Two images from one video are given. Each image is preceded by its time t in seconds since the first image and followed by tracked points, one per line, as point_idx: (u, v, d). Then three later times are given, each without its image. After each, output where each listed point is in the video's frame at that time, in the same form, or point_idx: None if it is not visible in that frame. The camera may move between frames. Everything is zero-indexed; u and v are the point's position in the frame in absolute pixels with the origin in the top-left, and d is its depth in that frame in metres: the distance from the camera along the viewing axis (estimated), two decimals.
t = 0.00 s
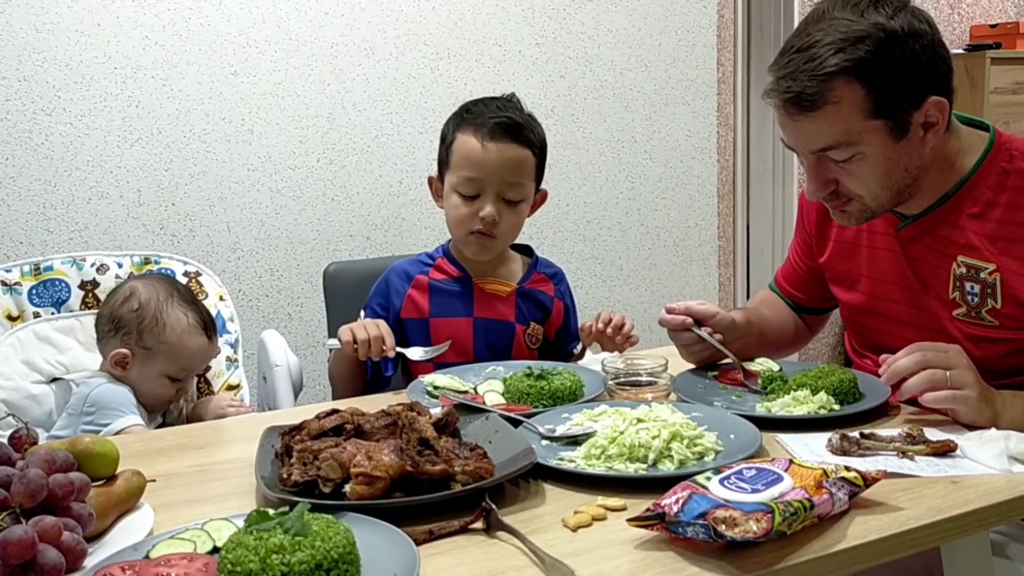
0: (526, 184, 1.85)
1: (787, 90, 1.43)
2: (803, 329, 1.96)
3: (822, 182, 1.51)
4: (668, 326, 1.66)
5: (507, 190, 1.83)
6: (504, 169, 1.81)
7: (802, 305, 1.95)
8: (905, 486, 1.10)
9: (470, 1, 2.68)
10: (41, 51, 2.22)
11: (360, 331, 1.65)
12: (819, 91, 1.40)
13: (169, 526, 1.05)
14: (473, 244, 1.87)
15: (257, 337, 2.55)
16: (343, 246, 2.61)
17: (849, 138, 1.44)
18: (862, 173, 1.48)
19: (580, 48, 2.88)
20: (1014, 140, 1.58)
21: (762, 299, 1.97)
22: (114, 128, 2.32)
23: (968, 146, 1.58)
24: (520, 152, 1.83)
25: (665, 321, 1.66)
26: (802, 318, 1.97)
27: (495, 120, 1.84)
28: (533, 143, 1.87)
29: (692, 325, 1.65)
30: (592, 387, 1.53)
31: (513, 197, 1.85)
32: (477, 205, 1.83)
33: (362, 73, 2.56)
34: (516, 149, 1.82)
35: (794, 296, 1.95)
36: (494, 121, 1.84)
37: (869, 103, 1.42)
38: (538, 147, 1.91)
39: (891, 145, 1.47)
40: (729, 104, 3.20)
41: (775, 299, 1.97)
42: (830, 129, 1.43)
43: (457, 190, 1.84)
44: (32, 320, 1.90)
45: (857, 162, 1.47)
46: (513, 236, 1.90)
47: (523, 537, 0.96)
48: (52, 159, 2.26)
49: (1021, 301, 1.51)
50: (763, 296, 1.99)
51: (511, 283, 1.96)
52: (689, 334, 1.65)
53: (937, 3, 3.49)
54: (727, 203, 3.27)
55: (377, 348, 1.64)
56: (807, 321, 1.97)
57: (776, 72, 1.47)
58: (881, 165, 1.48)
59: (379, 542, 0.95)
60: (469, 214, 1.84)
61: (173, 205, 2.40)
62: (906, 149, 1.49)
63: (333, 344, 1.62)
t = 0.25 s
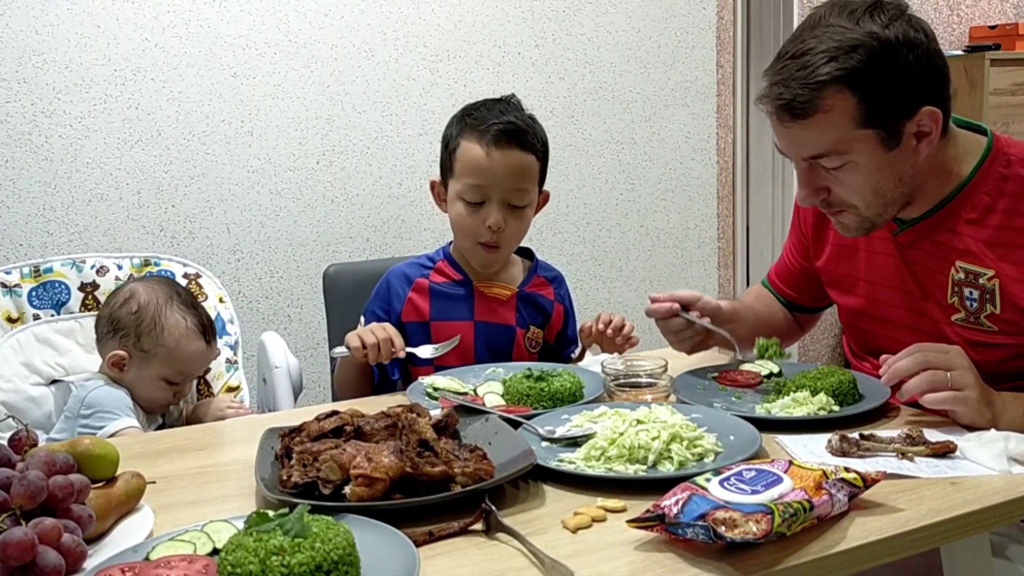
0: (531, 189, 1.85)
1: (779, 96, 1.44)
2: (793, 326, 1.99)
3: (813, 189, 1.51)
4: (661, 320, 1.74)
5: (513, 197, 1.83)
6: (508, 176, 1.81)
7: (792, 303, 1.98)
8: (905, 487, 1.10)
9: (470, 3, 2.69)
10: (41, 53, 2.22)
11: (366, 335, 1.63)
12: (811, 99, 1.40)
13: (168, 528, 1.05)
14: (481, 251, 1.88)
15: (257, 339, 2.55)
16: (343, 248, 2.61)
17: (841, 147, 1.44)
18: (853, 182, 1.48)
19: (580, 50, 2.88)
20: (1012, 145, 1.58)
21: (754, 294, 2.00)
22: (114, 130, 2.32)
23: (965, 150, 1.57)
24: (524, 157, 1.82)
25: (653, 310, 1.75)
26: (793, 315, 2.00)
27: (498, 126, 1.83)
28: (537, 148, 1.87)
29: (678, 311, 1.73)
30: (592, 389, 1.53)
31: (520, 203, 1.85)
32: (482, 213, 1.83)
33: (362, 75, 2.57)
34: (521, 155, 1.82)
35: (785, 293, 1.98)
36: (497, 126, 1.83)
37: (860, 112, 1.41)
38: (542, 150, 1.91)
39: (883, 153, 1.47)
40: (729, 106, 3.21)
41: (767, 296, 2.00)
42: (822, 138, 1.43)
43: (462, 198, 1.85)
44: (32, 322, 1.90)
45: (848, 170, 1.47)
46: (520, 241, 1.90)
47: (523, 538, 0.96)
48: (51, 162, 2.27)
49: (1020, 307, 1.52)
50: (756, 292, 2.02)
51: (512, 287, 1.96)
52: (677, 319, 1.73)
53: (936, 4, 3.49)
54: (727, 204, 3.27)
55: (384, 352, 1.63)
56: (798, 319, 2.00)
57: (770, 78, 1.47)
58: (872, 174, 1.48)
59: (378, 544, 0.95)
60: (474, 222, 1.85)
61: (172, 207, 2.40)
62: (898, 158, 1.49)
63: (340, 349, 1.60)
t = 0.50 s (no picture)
0: (529, 185, 1.85)
1: (763, 98, 1.45)
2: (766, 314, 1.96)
3: (796, 192, 1.51)
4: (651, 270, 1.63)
5: (510, 192, 1.83)
6: (506, 171, 1.81)
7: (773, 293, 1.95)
8: (905, 488, 1.10)
9: (470, 5, 2.69)
10: (41, 55, 2.22)
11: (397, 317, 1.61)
12: (793, 101, 1.41)
13: (168, 530, 1.05)
14: (483, 248, 1.88)
15: (256, 340, 2.55)
16: (343, 249, 2.61)
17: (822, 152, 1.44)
18: (835, 186, 1.48)
19: (580, 51, 2.89)
20: (1006, 149, 1.59)
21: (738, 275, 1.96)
22: (114, 131, 2.32)
23: (960, 156, 1.58)
24: (520, 152, 1.83)
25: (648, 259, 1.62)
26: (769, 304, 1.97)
27: (494, 122, 1.84)
28: (533, 143, 1.87)
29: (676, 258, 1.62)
30: (592, 390, 1.53)
31: (518, 198, 1.85)
32: (482, 209, 1.84)
33: (362, 76, 2.57)
34: (516, 150, 1.83)
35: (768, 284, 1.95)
36: (493, 123, 1.84)
37: (843, 116, 1.42)
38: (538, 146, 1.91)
39: (865, 159, 1.47)
40: (728, 107, 3.21)
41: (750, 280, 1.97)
42: (804, 140, 1.44)
43: (460, 196, 1.85)
44: (32, 323, 1.90)
45: (829, 174, 1.47)
46: (521, 237, 1.90)
47: (523, 539, 0.96)
48: (52, 163, 2.27)
49: (1018, 311, 1.52)
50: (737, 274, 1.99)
51: (514, 288, 1.96)
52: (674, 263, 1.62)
53: (936, 5, 3.49)
54: (727, 205, 3.27)
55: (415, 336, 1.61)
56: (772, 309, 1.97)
57: (757, 80, 1.49)
58: (854, 179, 1.48)
59: (378, 546, 0.95)
60: (474, 219, 1.85)
61: (173, 208, 2.40)
62: (880, 164, 1.49)
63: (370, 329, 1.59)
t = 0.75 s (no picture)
0: (533, 181, 1.88)
1: (754, 87, 1.47)
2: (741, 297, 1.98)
3: (772, 183, 1.54)
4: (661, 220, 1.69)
5: (517, 186, 1.86)
6: (513, 165, 1.84)
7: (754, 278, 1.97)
8: (904, 490, 1.10)
9: (469, 7, 2.69)
10: (41, 57, 2.23)
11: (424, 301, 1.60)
12: (780, 91, 1.44)
13: (168, 532, 1.05)
14: (484, 245, 1.88)
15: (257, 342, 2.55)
16: (342, 251, 2.61)
17: (800, 144, 1.47)
18: (809, 182, 1.50)
19: (579, 53, 2.89)
20: (1003, 152, 1.59)
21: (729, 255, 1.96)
22: (114, 133, 2.32)
23: (957, 164, 1.58)
24: (526, 148, 1.86)
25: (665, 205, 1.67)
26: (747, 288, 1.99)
27: (502, 118, 1.87)
28: (538, 142, 1.90)
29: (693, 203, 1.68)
30: (591, 392, 1.53)
31: (523, 194, 1.87)
32: (488, 202, 1.84)
33: (362, 78, 2.57)
34: (523, 145, 1.86)
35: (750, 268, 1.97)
36: (501, 118, 1.87)
37: (825, 112, 1.44)
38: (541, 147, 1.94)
39: (841, 159, 1.48)
40: (728, 109, 3.21)
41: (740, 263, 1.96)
42: (784, 130, 1.46)
43: (467, 189, 1.86)
44: (32, 325, 1.90)
45: (804, 169, 1.49)
46: (522, 236, 1.91)
47: (523, 541, 0.96)
48: (52, 165, 2.27)
49: (1016, 312, 1.53)
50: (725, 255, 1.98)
51: (516, 291, 1.96)
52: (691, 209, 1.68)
53: (935, 7, 3.50)
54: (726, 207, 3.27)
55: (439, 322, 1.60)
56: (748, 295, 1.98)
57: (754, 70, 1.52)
58: (828, 178, 1.49)
59: (378, 548, 0.95)
60: (479, 212, 1.85)
61: (173, 210, 2.40)
62: (857, 166, 1.50)
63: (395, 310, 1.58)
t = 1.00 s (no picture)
0: (545, 179, 1.90)
1: (752, 93, 1.46)
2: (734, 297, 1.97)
3: (777, 192, 1.52)
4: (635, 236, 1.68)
5: (530, 182, 1.87)
6: (528, 162, 1.86)
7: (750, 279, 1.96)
8: (903, 492, 1.10)
9: (469, 9, 2.69)
10: (41, 60, 2.23)
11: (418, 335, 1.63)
12: (779, 97, 1.43)
13: (168, 535, 1.05)
14: (505, 241, 1.87)
15: (257, 345, 2.55)
16: (342, 253, 2.61)
17: (802, 150, 1.45)
18: (815, 187, 1.48)
19: (579, 55, 2.89)
20: (1005, 155, 1.59)
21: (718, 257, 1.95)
22: (114, 136, 2.32)
23: (955, 166, 1.59)
24: (537, 146, 1.89)
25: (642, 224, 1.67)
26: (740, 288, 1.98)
27: (509, 118, 1.91)
28: (544, 142, 1.94)
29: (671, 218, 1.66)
30: (591, 395, 1.53)
31: (537, 189, 1.89)
32: (504, 198, 1.85)
33: (361, 81, 2.57)
34: (534, 143, 1.88)
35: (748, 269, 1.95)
36: (508, 119, 1.91)
37: (826, 115, 1.43)
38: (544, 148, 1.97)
39: (846, 161, 1.47)
40: (728, 111, 3.21)
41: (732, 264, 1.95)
42: (787, 135, 1.45)
43: (482, 186, 1.86)
44: (32, 327, 1.90)
45: (810, 174, 1.47)
46: (534, 235, 1.92)
47: (522, 544, 0.96)
48: (52, 168, 2.27)
49: (1017, 315, 1.52)
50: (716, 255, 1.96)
51: (519, 296, 1.96)
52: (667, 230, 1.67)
53: (935, 9, 3.50)
54: (726, 209, 3.27)
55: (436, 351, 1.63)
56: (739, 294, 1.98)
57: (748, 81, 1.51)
58: (835, 181, 1.48)
59: (377, 551, 0.95)
60: (496, 208, 1.86)
61: (173, 213, 2.40)
62: (862, 168, 1.49)
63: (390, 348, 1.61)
